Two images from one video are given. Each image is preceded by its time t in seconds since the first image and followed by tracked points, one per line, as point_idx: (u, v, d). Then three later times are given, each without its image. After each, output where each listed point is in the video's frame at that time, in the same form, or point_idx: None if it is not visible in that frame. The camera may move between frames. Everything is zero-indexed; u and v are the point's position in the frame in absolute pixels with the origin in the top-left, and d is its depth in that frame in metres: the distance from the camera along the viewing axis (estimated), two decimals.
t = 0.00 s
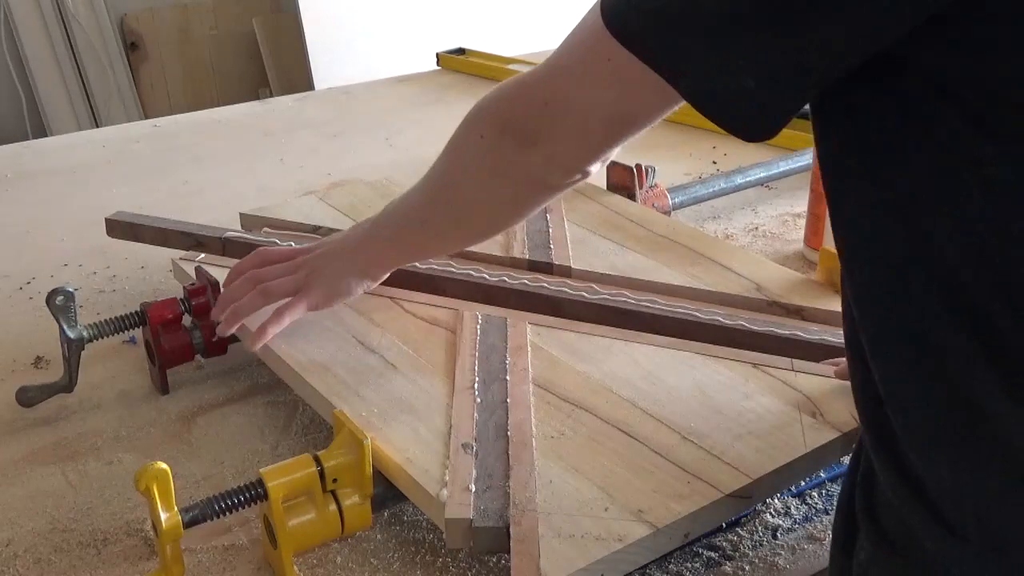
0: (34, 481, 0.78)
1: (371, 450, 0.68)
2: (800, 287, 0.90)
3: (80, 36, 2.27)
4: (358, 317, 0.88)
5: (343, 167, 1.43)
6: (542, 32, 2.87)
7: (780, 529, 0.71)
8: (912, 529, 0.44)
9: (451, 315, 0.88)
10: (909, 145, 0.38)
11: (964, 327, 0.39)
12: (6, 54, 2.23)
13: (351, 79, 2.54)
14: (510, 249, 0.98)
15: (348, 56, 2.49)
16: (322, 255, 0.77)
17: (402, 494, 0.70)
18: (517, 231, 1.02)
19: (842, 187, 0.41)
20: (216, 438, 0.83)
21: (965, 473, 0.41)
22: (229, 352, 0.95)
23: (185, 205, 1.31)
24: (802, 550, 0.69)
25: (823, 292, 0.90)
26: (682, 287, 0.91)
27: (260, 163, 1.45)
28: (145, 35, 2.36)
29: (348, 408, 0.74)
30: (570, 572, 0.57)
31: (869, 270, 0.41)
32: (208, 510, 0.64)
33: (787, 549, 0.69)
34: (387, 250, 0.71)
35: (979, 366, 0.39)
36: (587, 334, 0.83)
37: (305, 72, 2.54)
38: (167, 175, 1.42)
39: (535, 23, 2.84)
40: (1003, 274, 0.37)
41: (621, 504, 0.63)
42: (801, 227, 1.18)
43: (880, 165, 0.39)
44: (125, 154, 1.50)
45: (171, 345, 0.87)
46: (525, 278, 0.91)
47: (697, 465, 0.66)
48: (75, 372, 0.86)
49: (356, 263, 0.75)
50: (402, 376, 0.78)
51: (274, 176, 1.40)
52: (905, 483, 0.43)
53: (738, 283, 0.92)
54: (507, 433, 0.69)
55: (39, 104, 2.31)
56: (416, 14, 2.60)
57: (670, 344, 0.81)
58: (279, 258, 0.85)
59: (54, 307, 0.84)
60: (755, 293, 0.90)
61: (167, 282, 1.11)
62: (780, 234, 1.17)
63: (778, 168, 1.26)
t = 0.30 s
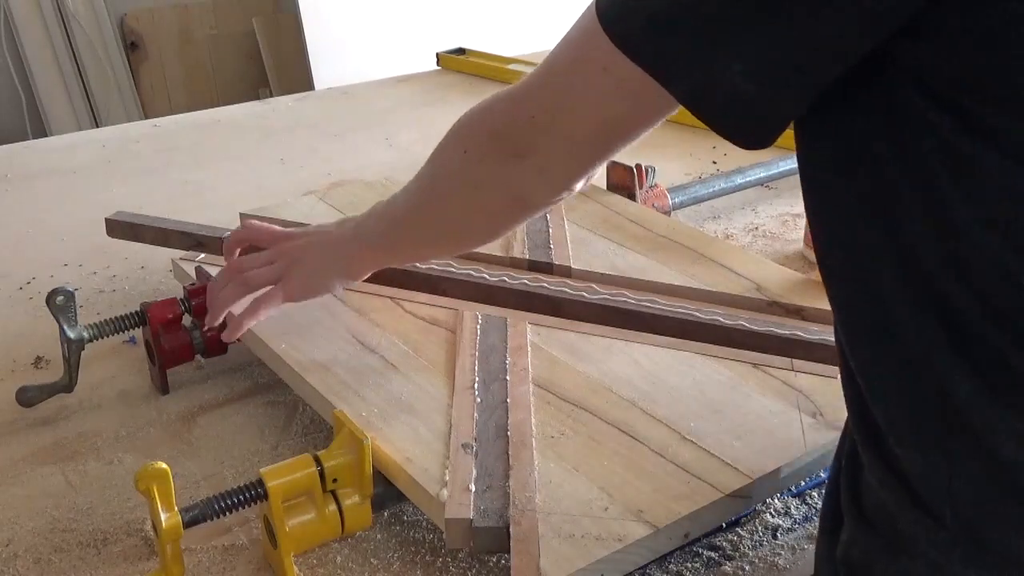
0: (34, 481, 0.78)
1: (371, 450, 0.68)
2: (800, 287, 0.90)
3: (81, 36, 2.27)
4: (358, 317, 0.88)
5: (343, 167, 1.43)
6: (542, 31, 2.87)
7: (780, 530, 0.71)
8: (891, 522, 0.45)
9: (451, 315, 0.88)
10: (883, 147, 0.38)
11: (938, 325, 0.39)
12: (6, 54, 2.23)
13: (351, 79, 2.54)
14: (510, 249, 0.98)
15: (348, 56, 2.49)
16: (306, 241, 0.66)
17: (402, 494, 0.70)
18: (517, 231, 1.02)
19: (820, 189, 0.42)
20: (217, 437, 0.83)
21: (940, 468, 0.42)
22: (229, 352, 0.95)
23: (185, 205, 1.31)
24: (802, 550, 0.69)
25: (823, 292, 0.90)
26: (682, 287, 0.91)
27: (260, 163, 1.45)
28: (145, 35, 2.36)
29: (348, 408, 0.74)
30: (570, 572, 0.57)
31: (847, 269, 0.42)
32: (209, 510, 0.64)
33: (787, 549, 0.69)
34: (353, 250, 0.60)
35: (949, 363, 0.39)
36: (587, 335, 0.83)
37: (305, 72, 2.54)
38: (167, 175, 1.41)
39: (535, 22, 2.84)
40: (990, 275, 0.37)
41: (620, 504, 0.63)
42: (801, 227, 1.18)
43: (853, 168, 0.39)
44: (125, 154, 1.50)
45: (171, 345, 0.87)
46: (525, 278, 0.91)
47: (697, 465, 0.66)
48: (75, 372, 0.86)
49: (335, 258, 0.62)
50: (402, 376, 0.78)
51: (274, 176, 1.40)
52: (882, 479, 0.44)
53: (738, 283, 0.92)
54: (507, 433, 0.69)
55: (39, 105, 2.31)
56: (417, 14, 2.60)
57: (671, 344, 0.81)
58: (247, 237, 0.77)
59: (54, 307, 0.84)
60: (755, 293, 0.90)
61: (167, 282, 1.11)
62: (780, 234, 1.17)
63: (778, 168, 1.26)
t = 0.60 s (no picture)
0: (34, 481, 0.78)
1: (371, 450, 0.68)
2: (799, 287, 0.90)
3: (80, 36, 2.27)
4: (358, 317, 0.88)
5: (343, 167, 1.43)
6: (541, 32, 2.87)
7: (780, 530, 0.71)
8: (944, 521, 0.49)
9: (451, 315, 0.88)
10: (987, 179, 0.40)
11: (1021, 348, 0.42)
12: (6, 54, 2.23)
13: (350, 79, 2.54)
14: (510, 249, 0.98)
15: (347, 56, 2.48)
16: (347, 259, 0.66)
17: (402, 494, 0.70)
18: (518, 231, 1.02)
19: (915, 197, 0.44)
20: (217, 437, 0.83)
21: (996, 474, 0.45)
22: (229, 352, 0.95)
23: (185, 205, 1.31)
24: (803, 550, 0.69)
25: (823, 292, 0.90)
26: (682, 287, 0.91)
27: (260, 163, 1.45)
28: (145, 35, 2.36)
29: (348, 408, 0.74)
30: (570, 572, 0.57)
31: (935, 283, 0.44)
32: (208, 510, 0.64)
33: (787, 549, 0.69)
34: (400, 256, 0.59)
35: None
36: (587, 334, 0.83)
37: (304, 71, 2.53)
38: (167, 175, 1.42)
39: (534, 23, 2.84)
40: None
41: (620, 504, 0.63)
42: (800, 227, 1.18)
43: (955, 195, 0.42)
44: (126, 154, 1.50)
45: (171, 345, 0.87)
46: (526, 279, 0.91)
47: (697, 465, 0.66)
48: (75, 372, 0.86)
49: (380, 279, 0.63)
50: (402, 376, 0.78)
51: (273, 176, 1.40)
52: (945, 480, 0.48)
53: (738, 283, 0.92)
54: (507, 433, 0.69)
55: (39, 104, 2.31)
56: (416, 14, 2.60)
57: (672, 344, 0.81)
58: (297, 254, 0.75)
59: (54, 307, 0.84)
60: (755, 293, 0.90)
61: (167, 282, 1.11)
62: (779, 234, 1.17)
63: (778, 169, 1.26)
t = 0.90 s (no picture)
0: (34, 481, 0.78)
1: (371, 450, 0.68)
2: (800, 287, 0.90)
3: (80, 36, 2.26)
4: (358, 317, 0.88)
5: (343, 167, 1.43)
6: (541, 32, 2.87)
7: (780, 530, 0.71)
8: (942, 518, 0.48)
9: (451, 315, 0.88)
10: (985, 175, 0.40)
11: (1012, 346, 0.42)
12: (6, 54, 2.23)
13: (350, 79, 2.53)
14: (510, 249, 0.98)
15: (347, 56, 2.48)
16: (371, 258, 0.72)
17: (402, 494, 0.70)
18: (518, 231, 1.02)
19: (906, 196, 0.44)
20: (217, 437, 0.83)
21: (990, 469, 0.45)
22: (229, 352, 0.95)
23: (185, 204, 1.31)
24: (803, 550, 0.69)
25: (823, 292, 0.90)
26: (682, 287, 0.90)
27: (260, 163, 1.45)
28: (145, 35, 2.36)
29: (348, 408, 0.74)
30: (570, 572, 0.57)
31: (926, 282, 0.44)
32: (208, 510, 0.64)
33: (787, 549, 0.69)
34: (418, 251, 0.64)
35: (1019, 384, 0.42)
36: (587, 335, 0.83)
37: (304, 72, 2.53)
38: (167, 175, 1.42)
39: (534, 23, 2.84)
40: None
41: (620, 504, 0.63)
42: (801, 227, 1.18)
43: (948, 188, 0.42)
44: (126, 154, 1.50)
45: (171, 345, 0.87)
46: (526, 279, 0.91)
47: (697, 465, 0.66)
48: (75, 372, 0.86)
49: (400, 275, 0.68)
50: (402, 376, 0.78)
51: (273, 176, 1.40)
52: (941, 476, 0.48)
53: (738, 283, 0.92)
54: (507, 433, 0.69)
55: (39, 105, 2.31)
56: (416, 14, 2.60)
57: (672, 345, 0.81)
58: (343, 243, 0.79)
59: (54, 307, 0.84)
60: (755, 293, 0.90)
61: (167, 282, 1.11)
62: (780, 234, 1.17)
63: (778, 168, 1.26)
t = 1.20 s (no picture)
0: (34, 481, 0.78)
1: (371, 450, 0.68)
2: (800, 287, 0.90)
3: (80, 37, 2.26)
4: (358, 317, 0.88)
5: (343, 167, 1.43)
6: (541, 32, 2.87)
7: (780, 530, 0.71)
8: (930, 516, 0.48)
9: (451, 315, 0.88)
10: (979, 172, 0.40)
11: (1005, 342, 0.42)
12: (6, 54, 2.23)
13: (350, 79, 2.53)
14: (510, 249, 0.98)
15: (347, 56, 2.48)
16: (369, 254, 0.72)
17: (402, 495, 0.70)
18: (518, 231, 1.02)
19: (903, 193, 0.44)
20: (217, 437, 0.83)
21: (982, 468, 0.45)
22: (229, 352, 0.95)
23: (185, 204, 1.31)
24: (802, 550, 0.69)
25: (823, 292, 0.90)
26: (682, 287, 0.90)
27: (260, 163, 1.45)
28: (145, 35, 2.36)
29: (348, 408, 0.74)
30: (570, 572, 0.57)
31: (918, 279, 0.44)
32: (209, 510, 0.64)
33: (787, 549, 0.69)
34: (417, 247, 0.64)
35: (1012, 382, 0.43)
36: (587, 334, 0.83)
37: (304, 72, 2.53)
38: (167, 175, 1.41)
39: (534, 22, 2.84)
40: None
41: (620, 504, 0.63)
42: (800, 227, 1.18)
43: (946, 187, 0.42)
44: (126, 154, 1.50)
45: (171, 345, 0.87)
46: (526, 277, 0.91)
47: (697, 465, 0.66)
48: (75, 372, 0.86)
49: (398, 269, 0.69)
50: (402, 376, 0.78)
51: (273, 176, 1.40)
52: (930, 474, 0.48)
53: (738, 283, 0.92)
54: (507, 433, 0.69)
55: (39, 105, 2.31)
56: (416, 14, 2.60)
57: (672, 345, 0.81)
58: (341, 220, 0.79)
59: (54, 307, 0.84)
60: (755, 293, 0.90)
61: (167, 282, 1.11)
62: (780, 234, 1.17)
63: (778, 168, 1.26)
